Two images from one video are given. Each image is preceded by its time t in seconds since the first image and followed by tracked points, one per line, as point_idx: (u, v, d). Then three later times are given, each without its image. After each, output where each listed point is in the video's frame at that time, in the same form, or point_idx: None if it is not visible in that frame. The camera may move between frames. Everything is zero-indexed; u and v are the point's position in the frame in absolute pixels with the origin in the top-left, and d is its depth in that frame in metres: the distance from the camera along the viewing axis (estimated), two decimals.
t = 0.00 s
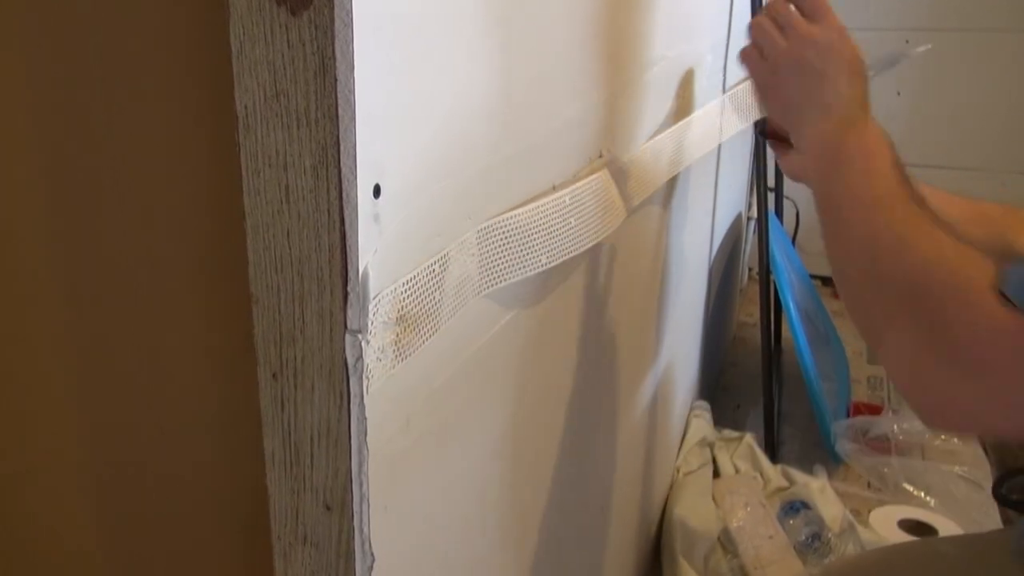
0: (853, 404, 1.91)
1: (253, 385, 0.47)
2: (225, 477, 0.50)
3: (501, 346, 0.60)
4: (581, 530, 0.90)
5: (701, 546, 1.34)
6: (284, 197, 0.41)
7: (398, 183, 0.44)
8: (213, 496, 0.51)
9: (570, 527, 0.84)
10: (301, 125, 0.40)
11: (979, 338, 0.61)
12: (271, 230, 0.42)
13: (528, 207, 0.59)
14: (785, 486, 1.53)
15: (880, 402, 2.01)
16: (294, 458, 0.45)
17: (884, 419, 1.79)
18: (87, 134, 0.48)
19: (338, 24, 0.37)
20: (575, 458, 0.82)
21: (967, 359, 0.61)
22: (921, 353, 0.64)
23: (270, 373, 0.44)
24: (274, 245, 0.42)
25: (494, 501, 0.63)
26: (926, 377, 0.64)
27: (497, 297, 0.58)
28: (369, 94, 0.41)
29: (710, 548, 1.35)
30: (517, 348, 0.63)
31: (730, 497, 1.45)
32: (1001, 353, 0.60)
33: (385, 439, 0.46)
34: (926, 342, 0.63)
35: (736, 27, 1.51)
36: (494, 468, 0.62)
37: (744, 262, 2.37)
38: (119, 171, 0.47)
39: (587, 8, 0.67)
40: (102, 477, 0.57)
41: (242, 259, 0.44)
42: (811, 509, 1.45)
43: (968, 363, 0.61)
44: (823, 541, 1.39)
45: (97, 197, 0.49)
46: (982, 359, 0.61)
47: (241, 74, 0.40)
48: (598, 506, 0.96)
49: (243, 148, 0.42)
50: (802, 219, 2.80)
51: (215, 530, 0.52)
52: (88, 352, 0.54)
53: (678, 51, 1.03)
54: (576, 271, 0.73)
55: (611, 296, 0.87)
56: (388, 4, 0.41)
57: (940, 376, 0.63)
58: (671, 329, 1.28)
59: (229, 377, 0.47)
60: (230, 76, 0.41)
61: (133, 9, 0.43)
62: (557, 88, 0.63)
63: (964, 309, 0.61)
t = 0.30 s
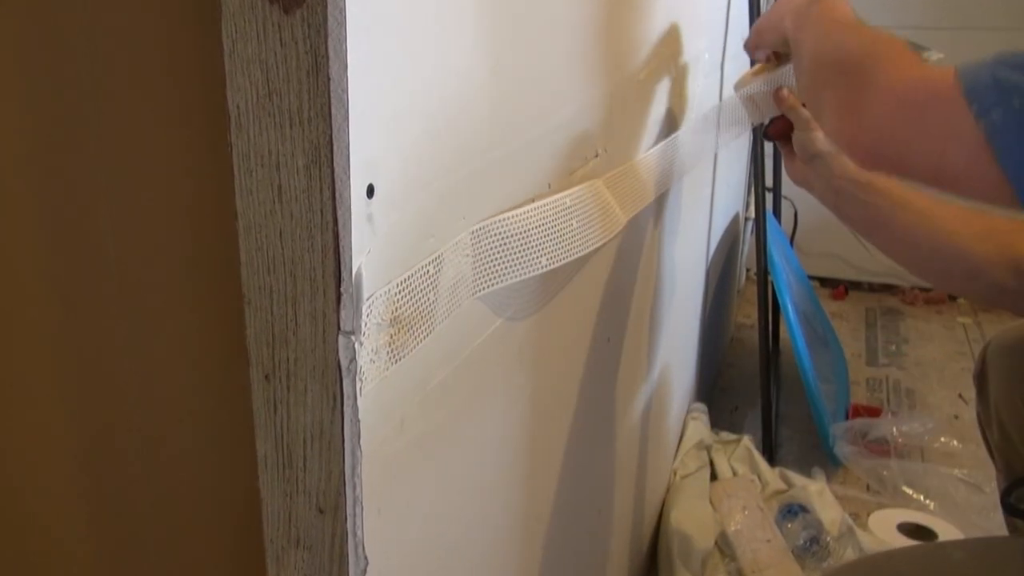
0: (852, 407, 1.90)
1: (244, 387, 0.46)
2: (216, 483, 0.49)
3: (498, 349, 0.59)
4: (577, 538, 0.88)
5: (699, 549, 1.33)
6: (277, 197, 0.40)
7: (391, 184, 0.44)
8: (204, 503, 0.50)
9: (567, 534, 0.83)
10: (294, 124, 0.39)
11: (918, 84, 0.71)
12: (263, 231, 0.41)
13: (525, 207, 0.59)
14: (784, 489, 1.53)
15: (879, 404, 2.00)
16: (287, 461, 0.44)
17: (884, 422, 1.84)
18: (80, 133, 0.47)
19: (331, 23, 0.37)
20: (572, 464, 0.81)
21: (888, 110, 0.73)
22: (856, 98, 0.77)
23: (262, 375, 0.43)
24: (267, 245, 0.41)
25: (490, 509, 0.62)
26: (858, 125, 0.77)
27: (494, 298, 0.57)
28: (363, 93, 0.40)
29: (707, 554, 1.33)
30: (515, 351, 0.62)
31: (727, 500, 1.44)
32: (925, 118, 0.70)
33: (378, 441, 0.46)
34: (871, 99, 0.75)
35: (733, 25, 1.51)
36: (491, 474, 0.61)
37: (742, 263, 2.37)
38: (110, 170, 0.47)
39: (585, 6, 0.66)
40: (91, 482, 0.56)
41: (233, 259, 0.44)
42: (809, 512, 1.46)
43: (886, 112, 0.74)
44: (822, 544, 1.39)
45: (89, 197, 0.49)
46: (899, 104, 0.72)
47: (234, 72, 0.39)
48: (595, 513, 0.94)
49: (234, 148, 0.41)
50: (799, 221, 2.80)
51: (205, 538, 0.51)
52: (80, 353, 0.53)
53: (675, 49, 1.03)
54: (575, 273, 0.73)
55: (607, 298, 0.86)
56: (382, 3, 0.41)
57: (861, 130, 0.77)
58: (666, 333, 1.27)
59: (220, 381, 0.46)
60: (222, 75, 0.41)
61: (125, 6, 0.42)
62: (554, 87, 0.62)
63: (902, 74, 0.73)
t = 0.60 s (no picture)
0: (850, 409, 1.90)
1: (235, 389, 0.45)
2: (208, 487, 0.49)
3: (493, 351, 0.58)
4: (573, 543, 0.88)
5: (696, 552, 1.33)
6: (269, 197, 0.40)
7: (386, 183, 0.43)
8: (196, 507, 0.50)
9: (563, 539, 0.83)
10: (286, 123, 0.39)
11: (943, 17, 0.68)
12: (256, 231, 0.41)
13: (521, 207, 0.58)
14: (782, 492, 1.51)
15: (878, 406, 2.00)
16: (280, 464, 0.43)
17: (882, 425, 1.83)
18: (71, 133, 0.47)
19: (325, 20, 0.36)
20: (567, 469, 0.80)
21: (915, 42, 0.69)
22: (879, 37, 0.72)
23: (254, 377, 0.43)
24: (259, 246, 0.41)
25: (486, 513, 0.62)
26: (886, 57, 0.71)
27: (489, 299, 0.57)
28: (356, 92, 0.40)
29: (704, 558, 1.32)
30: (510, 353, 0.62)
31: (724, 503, 1.44)
32: (949, 51, 0.67)
33: (372, 444, 0.45)
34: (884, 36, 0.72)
35: (731, 24, 1.50)
36: (486, 478, 0.61)
37: (740, 263, 2.36)
38: (103, 170, 0.46)
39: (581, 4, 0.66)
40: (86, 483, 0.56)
41: (225, 260, 0.43)
42: (807, 516, 1.45)
43: (907, 48, 0.70)
44: (820, 548, 1.39)
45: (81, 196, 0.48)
46: (923, 41, 0.69)
47: (225, 71, 0.39)
48: (591, 518, 0.93)
49: (226, 147, 0.40)
50: (797, 221, 2.79)
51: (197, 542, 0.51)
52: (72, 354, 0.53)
53: (672, 49, 1.02)
54: (571, 275, 0.72)
55: (603, 301, 0.86)
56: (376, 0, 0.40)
57: (892, 59, 0.71)
58: (662, 335, 1.26)
59: (212, 383, 0.46)
60: (214, 73, 0.40)
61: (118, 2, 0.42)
62: (549, 86, 0.62)
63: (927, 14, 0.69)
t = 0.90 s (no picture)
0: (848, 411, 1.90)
1: (229, 391, 0.45)
2: (199, 493, 0.48)
3: (487, 353, 0.58)
4: (569, 549, 0.87)
5: (694, 555, 1.32)
6: (261, 198, 0.39)
7: (380, 183, 0.43)
8: (188, 513, 0.50)
9: (557, 547, 0.82)
10: (279, 123, 0.38)
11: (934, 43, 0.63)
12: (247, 231, 0.40)
13: (516, 208, 0.58)
14: (779, 496, 1.51)
15: (876, 407, 1.99)
16: (272, 467, 0.43)
17: (880, 427, 1.83)
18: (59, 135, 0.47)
19: (319, 19, 0.36)
20: (563, 475, 0.80)
21: (906, 72, 0.64)
22: (875, 60, 0.67)
23: (246, 379, 0.43)
24: (251, 246, 0.40)
25: (482, 515, 0.61)
26: (880, 86, 0.66)
27: (484, 300, 0.56)
28: (350, 91, 0.40)
29: (701, 561, 1.32)
30: (505, 356, 0.61)
31: (722, 507, 1.43)
32: (941, 81, 0.61)
33: (366, 447, 0.45)
34: (877, 66, 0.67)
35: (727, 22, 1.50)
36: (481, 483, 0.60)
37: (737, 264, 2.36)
38: (91, 171, 0.46)
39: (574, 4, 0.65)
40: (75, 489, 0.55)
41: (218, 260, 0.43)
42: (806, 520, 1.44)
43: (899, 77, 0.64)
44: (818, 552, 1.38)
45: (71, 197, 0.48)
46: (914, 67, 0.63)
47: (216, 70, 0.38)
48: (586, 524, 0.93)
49: (218, 146, 0.40)
50: (795, 221, 2.78)
51: (190, 548, 0.51)
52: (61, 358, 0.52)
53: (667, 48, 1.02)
54: (565, 277, 0.72)
55: (599, 304, 0.85)
56: None
57: (885, 87, 0.66)
58: (659, 337, 1.26)
59: (206, 385, 0.46)
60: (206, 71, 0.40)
61: None
62: (544, 84, 0.61)
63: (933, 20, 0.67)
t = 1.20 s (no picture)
0: (847, 413, 1.89)
1: (222, 393, 0.44)
2: (190, 497, 0.48)
3: (482, 355, 0.57)
4: (563, 555, 0.87)
5: (691, 558, 1.32)
6: (254, 198, 0.39)
7: (373, 183, 0.42)
8: (179, 517, 0.49)
9: (552, 551, 0.82)
10: (271, 122, 0.38)
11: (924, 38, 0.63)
12: (239, 232, 0.40)
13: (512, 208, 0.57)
14: (777, 499, 1.51)
15: (875, 410, 1.99)
16: (265, 470, 0.42)
17: (879, 429, 1.82)
18: (48, 135, 0.46)
19: (312, 17, 0.36)
20: (558, 478, 0.80)
21: (894, 67, 0.64)
22: (867, 51, 0.67)
23: (239, 381, 0.42)
24: (243, 247, 0.40)
25: (477, 518, 0.61)
26: (868, 79, 0.66)
27: (479, 301, 0.56)
28: (342, 90, 0.39)
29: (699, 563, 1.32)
30: (499, 357, 0.61)
31: (719, 510, 1.43)
32: (928, 79, 0.62)
33: (360, 450, 0.44)
34: (868, 58, 0.67)
35: (723, 22, 1.49)
36: (475, 487, 0.60)
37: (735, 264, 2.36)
38: (80, 170, 0.45)
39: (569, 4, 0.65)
40: (62, 493, 0.54)
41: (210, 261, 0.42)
42: (803, 523, 1.43)
43: (887, 72, 0.64)
44: (816, 557, 1.37)
45: (62, 197, 0.47)
46: (902, 62, 0.63)
47: (208, 68, 0.38)
48: (582, 528, 0.93)
49: (210, 146, 0.39)
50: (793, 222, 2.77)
51: (180, 553, 0.50)
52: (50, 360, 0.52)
53: (664, 50, 1.01)
54: (560, 281, 0.71)
55: (594, 308, 0.85)
56: None
57: (872, 82, 0.66)
58: (655, 339, 1.25)
59: (198, 386, 0.45)
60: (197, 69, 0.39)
61: None
62: (538, 83, 0.61)
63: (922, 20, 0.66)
